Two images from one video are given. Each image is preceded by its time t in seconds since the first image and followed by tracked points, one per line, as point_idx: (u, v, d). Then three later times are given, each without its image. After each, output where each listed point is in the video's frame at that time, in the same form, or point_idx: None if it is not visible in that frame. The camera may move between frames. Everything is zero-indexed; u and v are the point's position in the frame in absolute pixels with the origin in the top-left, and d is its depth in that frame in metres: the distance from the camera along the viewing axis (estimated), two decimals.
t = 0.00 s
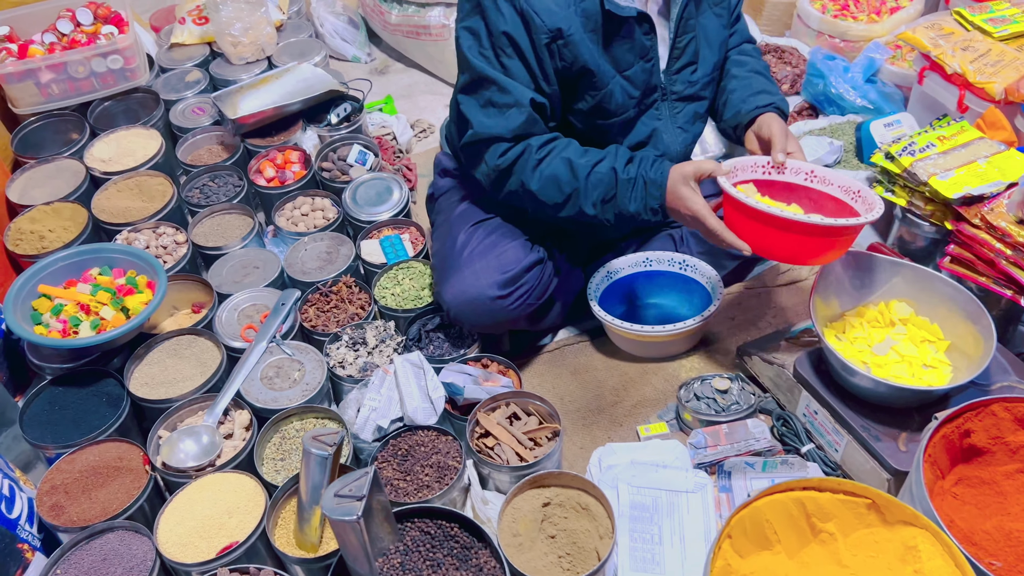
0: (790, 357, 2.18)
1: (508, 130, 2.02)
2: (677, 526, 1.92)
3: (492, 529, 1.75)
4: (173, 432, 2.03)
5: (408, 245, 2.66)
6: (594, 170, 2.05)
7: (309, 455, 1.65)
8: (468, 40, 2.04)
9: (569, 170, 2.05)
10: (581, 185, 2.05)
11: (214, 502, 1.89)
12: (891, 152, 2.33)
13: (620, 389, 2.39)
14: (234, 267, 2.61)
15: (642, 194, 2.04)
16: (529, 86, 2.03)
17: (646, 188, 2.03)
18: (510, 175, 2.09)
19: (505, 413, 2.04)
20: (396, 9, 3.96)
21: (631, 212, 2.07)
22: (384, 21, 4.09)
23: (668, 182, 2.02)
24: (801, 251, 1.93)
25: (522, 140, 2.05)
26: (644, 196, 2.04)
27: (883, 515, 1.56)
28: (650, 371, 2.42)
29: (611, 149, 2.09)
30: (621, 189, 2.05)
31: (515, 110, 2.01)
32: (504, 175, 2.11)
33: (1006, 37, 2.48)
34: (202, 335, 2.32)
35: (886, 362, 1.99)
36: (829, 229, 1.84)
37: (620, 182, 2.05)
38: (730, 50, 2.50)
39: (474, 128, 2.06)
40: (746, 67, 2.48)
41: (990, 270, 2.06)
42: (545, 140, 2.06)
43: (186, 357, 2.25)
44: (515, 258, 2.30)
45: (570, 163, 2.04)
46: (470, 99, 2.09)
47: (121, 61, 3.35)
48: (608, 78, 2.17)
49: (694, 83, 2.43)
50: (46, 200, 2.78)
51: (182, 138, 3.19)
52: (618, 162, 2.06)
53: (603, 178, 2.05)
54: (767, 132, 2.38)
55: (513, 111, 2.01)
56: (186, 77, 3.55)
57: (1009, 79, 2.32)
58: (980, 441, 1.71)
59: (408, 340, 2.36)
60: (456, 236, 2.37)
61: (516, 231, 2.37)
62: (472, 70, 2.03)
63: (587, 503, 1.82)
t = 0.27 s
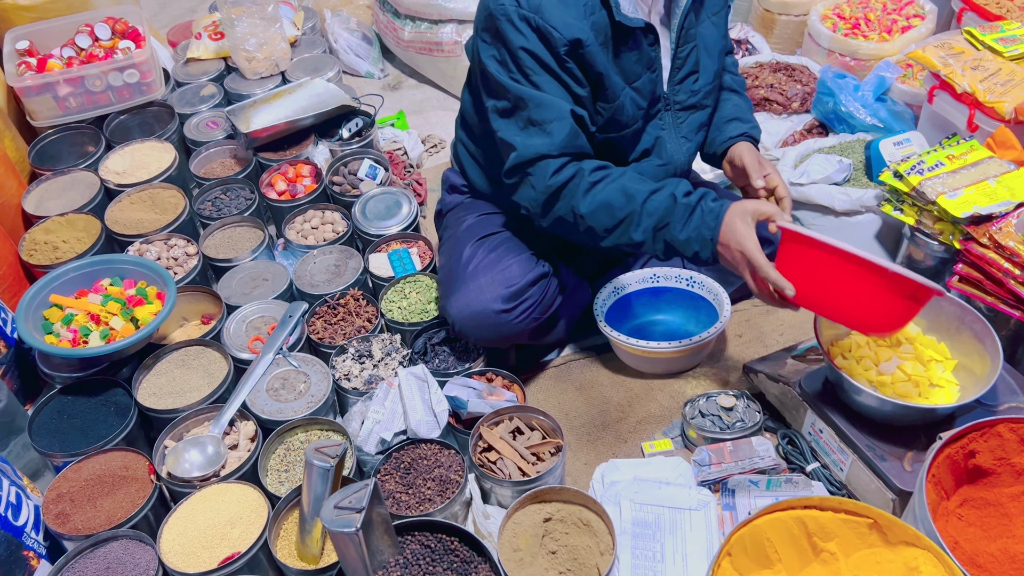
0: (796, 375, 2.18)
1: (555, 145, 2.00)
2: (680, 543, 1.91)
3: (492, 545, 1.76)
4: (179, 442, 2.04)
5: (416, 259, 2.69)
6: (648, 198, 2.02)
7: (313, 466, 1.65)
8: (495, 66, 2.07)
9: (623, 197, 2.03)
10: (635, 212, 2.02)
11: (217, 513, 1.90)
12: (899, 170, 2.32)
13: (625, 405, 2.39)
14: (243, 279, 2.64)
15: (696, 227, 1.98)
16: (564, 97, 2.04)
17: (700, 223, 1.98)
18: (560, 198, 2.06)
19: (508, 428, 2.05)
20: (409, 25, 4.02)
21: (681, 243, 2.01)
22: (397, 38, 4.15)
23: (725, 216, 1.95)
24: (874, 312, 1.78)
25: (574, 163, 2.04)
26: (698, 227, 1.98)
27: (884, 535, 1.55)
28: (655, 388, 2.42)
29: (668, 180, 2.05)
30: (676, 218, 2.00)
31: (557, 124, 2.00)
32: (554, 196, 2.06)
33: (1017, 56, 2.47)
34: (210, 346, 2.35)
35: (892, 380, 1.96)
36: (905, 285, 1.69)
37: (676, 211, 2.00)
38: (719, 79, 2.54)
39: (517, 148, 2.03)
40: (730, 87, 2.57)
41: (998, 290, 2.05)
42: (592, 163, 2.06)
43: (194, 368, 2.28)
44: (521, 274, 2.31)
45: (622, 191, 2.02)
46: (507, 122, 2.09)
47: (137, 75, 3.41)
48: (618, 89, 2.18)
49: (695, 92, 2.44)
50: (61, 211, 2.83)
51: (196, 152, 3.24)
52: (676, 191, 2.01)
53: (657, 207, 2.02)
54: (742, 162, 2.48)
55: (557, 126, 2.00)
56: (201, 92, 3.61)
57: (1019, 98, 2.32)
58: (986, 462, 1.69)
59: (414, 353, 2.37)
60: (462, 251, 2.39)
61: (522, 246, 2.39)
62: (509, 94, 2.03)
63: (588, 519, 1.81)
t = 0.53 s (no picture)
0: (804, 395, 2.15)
1: (555, 173, 2.02)
2: (687, 565, 1.88)
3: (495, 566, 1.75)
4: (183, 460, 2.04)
5: (421, 275, 2.70)
6: (642, 224, 2.03)
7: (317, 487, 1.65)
8: (501, 90, 2.07)
9: (618, 225, 2.04)
10: (629, 239, 2.04)
11: (220, 532, 1.89)
12: (908, 189, 2.34)
13: (631, 424, 2.37)
14: (249, 295, 2.65)
15: (691, 253, 2.00)
16: (570, 122, 2.05)
17: (693, 252, 2.00)
18: (560, 223, 2.09)
19: (513, 447, 2.03)
20: (416, 43, 4.05)
21: (678, 270, 2.04)
22: (404, 55, 4.17)
23: (716, 244, 1.95)
24: (860, 324, 1.74)
25: (571, 189, 2.06)
26: (692, 256, 2.00)
27: (894, 558, 1.52)
28: (662, 406, 2.40)
29: (663, 204, 2.05)
30: (669, 247, 2.02)
31: (559, 152, 2.01)
32: (553, 221, 2.10)
33: None
34: (214, 363, 2.35)
35: (900, 401, 1.95)
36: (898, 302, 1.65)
37: (669, 241, 2.01)
38: (729, 91, 2.57)
39: (519, 175, 2.06)
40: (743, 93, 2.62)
41: (1007, 309, 2.04)
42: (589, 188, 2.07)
43: (198, 385, 2.27)
44: (527, 291, 2.31)
45: (618, 218, 2.04)
46: (510, 147, 2.11)
47: (145, 92, 3.43)
48: (628, 110, 2.18)
49: (704, 108, 2.44)
50: (68, 227, 2.84)
51: (203, 168, 3.24)
52: (668, 218, 2.01)
53: (652, 234, 2.03)
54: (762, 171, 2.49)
55: (558, 154, 2.01)
56: (208, 108, 3.63)
57: None
58: (997, 484, 1.67)
59: (419, 371, 2.36)
60: (468, 268, 2.39)
61: (529, 264, 2.39)
62: (510, 118, 2.05)
63: (594, 541, 1.79)
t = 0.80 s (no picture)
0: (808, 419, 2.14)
1: (511, 191, 2.06)
2: None
3: None
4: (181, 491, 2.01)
5: (420, 300, 2.68)
6: (595, 235, 2.07)
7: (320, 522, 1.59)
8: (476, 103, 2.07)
9: (572, 236, 2.08)
10: (582, 251, 2.08)
11: (220, 566, 1.85)
12: (906, 210, 2.31)
13: (634, 449, 2.36)
14: (246, 321, 2.62)
15: (642, 260, 2.06)
16: (535, 144, 2.05)
17: (643, 261, 2.06)
18: (517, 234, 2.13)
19: (516, 474, 2.01)
20: (412, 65, 4.07)
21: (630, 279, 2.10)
22: (400, 77, 4.19)
23: (666, 250, 2.02)
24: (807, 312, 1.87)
25: (525, 203, 2.09)
26: (643, 264, 2.06)
27: None
28: (664, 431, 2.39)
29: (615, 216, 2.11)
30: (621, 257, 2.07)
31: (518, 174, 2.04)
32: (510, 233, 2.15)
33: (1022, 94, 2.47)
34: (212, 391, 2.31)
35: (905, 425, 1.94)
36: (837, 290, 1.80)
37: (621, 251, 2.07)
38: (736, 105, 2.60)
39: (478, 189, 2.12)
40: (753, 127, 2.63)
41: (1012, 330, 2.03)
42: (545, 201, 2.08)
43: (196, 414, 2.24)
44: (527, 315, 2.29)
45: (571, 229, 2.07)
46: (477, 161, 2.14)
47: (141, 117, 3.43)
48: (613, 136, 2.18)
49: (701, 139, 2.44)
50: (63, 253, 2.83)
51: (199, 193, 3.24)
52: (619, 228, 2.07)
53: (604, 245, 2.07)
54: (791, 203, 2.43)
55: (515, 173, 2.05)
56: (204, 132, 3.63)
57: None
58: (1006, 509, 1.66)
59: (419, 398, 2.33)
60: (467, 292, 2.37)
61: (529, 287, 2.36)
62: (480, 133, 2.07)
63: (599, 570, 1.77)
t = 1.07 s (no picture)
0: (813, 445, 2.12)
1: (527, 229, 2.02)
2: None
3: None
4: (177, 532, 1.96)
5: (416, 328, 2.63)
6: (621, 276, 2.09)
7: None
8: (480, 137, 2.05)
9: (595, 276, 2.08)
10: (607, 291, 2.08)
11: None
12: (903, 231, 2.33)
13: (637, 477, 2.33)
14: (238, 354, 2.57)
15: (668, 301, 2.09)
16: (544, 177, 2.04)
17: (674, 300, 2.09)
18: (534, 274, 2.11)
19: (521, 509, 1.97)
20: (401, 89, 4.05)
21: (660, 319, 2.11)
22: (389, 101, 4.17)
23: (702, 295, 2.09)
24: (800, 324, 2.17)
25: (545, 241, 2.07)
26: (675, 307, 2.09)
27: None
28: (667, 458, 2.36)
29: (637, 259, 2.13)
30: (650, 297, 2.09)
31: (531, 210, 2.01)
32: (526, 272, 2.11)
33: (1013, 115, 2.52)
34: (207, 427, 2.25)
35: (911, 450, 1.94)
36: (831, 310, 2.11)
37: (651, 291, 2.09)
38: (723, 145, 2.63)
39: (489, 227, 2.06)
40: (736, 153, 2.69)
41: (1015, 352, 2.04)
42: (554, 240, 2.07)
43: (190, 450, 2.18)
44: (526, 342, 2.25)
45: (594, 269, 2.07)
46: (482, 197, 2.10)
47: (127, 144, 3.37)
48: (611, 163, 2.18)
49: (699, 163, 2.46)
50: (49, 286, 2.76)
51: (188, 222, 3.19)
52: (647, 271, 2.09)
53: (630, 287, 2.09)
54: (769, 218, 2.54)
55: (529, 211, 2.01)
56: (191, 159, 3.57)
57: (1019, 157, 2.34)
58: (1020, 537, 1.65)
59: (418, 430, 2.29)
60: (466, 320, 2.33)
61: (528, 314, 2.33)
62: (488, 170, 2.04)
63: None
